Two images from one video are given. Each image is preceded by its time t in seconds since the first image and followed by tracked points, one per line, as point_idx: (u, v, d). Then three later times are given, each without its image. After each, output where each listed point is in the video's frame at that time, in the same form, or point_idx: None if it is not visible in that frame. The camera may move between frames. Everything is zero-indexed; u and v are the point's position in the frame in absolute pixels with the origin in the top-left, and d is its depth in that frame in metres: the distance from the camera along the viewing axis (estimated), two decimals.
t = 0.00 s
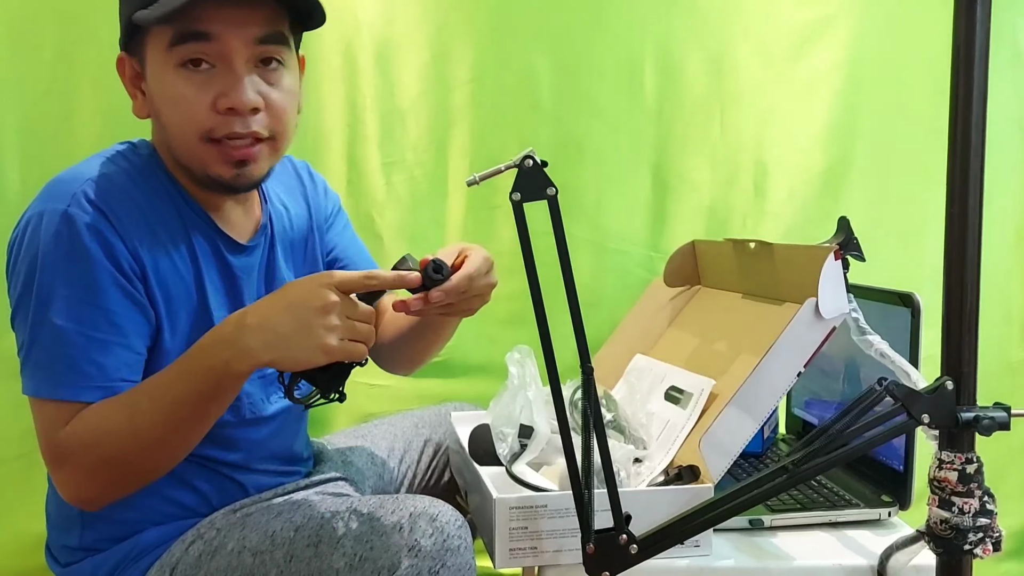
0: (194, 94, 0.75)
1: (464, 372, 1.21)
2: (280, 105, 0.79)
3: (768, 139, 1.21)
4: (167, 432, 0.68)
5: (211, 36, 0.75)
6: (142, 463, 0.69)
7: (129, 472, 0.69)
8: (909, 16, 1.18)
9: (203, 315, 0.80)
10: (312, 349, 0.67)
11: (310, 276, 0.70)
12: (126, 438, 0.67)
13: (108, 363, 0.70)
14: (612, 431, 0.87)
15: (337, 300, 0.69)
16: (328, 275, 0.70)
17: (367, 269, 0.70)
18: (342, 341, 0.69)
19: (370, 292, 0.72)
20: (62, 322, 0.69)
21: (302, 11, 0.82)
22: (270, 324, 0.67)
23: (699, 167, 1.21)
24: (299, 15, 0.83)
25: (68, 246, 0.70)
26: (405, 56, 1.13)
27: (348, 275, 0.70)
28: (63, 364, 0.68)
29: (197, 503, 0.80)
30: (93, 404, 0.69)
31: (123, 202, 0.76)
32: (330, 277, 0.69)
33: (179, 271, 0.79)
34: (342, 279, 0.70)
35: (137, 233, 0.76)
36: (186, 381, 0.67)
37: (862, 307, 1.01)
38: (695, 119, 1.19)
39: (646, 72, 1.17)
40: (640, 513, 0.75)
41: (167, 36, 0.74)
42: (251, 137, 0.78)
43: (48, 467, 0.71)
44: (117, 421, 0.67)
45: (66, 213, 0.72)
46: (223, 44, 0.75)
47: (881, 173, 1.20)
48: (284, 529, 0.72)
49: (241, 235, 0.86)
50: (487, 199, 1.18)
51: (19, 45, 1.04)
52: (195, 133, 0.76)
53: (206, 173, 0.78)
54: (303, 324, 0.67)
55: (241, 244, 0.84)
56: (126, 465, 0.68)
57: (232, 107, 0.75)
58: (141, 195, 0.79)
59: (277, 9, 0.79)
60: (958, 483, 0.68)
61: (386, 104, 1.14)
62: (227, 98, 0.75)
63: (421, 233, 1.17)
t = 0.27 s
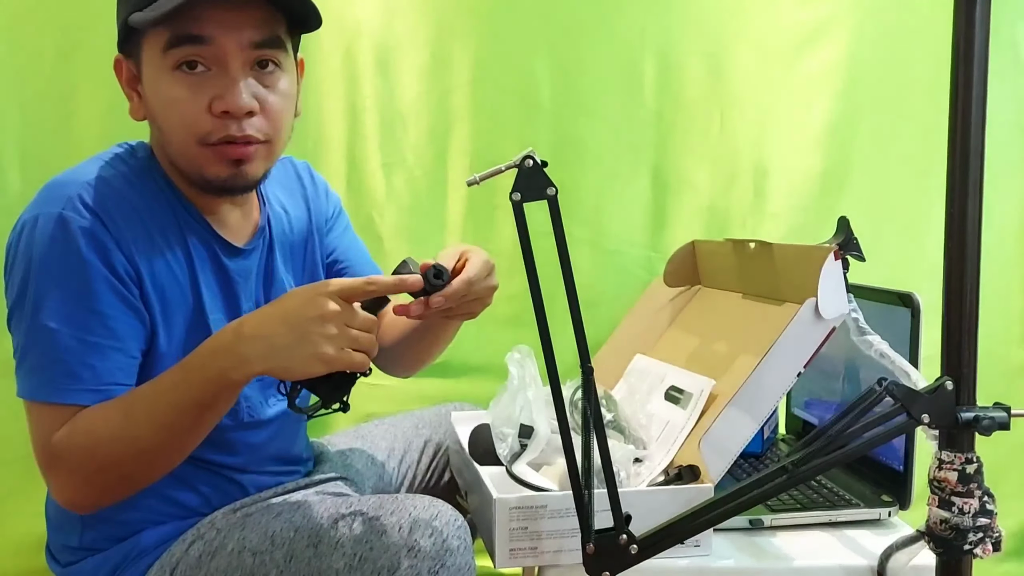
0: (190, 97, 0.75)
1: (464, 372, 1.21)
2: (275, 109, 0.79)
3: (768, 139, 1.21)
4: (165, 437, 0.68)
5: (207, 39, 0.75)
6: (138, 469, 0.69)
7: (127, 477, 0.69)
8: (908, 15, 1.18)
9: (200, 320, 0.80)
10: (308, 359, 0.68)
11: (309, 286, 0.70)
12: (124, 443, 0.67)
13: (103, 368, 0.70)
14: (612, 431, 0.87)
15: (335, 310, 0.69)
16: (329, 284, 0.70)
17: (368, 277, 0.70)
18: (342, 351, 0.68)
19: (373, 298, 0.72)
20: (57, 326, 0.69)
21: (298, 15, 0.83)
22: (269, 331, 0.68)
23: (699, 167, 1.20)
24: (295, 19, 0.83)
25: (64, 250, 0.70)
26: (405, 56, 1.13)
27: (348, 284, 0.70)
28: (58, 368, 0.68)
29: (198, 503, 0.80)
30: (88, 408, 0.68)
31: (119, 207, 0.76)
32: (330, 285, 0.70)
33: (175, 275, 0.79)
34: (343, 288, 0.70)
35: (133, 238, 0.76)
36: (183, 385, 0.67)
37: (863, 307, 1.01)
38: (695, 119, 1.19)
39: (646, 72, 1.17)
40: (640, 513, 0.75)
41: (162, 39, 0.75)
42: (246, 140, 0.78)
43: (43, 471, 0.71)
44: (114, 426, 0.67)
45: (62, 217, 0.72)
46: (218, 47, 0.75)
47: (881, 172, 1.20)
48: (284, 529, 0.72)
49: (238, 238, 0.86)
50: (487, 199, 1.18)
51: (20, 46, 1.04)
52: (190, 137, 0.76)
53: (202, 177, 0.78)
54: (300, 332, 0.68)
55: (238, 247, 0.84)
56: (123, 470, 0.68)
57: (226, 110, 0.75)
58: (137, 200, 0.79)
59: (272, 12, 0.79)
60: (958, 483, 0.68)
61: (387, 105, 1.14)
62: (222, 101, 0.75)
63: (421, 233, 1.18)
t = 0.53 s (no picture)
0: (196, 106, 0.74)
1: (465, 372, 1.21)
2: (280, 114, 0.80)
3: (769, 139, 1.21)
4: (170, 445, 0.68)
5: (213, 47, 0.75)
6: (143, 476, 0.69)
7: (132, 484, 0.69)
8: (909, 15, 1.18)
9: (201, 323, 0.80)
10: (319, 367, 0.68)
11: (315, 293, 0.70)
12: (129, 450, 0.67)
13: (106, 374, 0.70)
14: (613, 431, 0.87)
15: (344, 317, 0.68)
16: (335, 290, 0.69)
17: (374, 282, 0.69)
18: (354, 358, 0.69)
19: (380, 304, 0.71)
20: (58, 332, 0.69)
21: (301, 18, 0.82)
22: (275, 339, 0.67)
23: (699, 167, 1.21)
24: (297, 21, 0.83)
25: (65, 257, 0.70)
26: (405, 56, 1.13)
27: (355, 291, 0.69)
28: (60, 374, 0.68)
29: (199, 503, 0.80)
30: (93, 414, 0.69)
31: (120, 212, 0.76)
32: (336, 292, 0.69)
33: (176, 281, 0.79)
34: (350, 296, 0.69)
35: (134, 244, 0.76)
36: (187, 393, 0.68)
37: (863, 307, 1.01)
38: (695, 119, 1.19)
39: (647, 72, 1.17)
40: (640, 513, 0.75)
41: (167, 47, 0.74)
42: (252, 147, 0.78)
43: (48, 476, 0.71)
44: (119, 434, 0.67)
45: (61, 223, 0.72)
46: (224, 55, 0.75)
47: (882, 172, 1.20)
48: (285, 530, 0.72)
49: (237, 239, 0.86)
50: (488, 199, 1.18)
51: (20, 46, 1.04)
52: (197, 145, 0.76)
53: (205, 183, 0.79)
54: (313, 341, 0.68)
55: (237, 249, 0.84)
56: (129, 477, 0.68)
57: (234, 118, 0.75)
58: (138, 204, 0.78)
59: (276, 16, 0.79)
60: (958, 483, 0.68)
61: (387, 105, 1.14)
62: (229, 110, 0.75)
63: (422, 233, 1.18)
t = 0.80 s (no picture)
0: (221, 113, 0.74)
1: (465, 371, 1.21)
2: (296, 115, 0.80)
3: (770, 138, 1.21)
4: (173, 447, 0.68)
5: (235, 53, 0.74)
6: (144, 479, 0.69)
7: (133, 486, 0.69)
8: (910, 14, 1.18)
9: (202, 325, 0.80)
10: (324, 371, 0.68)
11: (319, 297, 0.70)
12: (131, 452, 0.67)
13: (107, 376, 0.70)
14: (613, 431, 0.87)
15: (350, 322, 0.69)
16: (341, 294, 0.70)
17: (380, 287, 0.69)
18: (358, 363, 0.69)
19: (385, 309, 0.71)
20: (60, 334, 0.69)
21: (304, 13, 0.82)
22: (279, 342, 0.67)
23: (700, 166, 1.20)
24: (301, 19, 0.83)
25: (67, 259, 0.70)
26: (405, 55, 1.13)
27: (359, 295, 0.69)
28: (62, 376, 0.68)
29: (199, 503, 0.80)
30: (94, 416, 0.69)
31: (121, 215, 0.76)
32: (340, 296, 0.69)
33: (176, 282, 0.79)
34: (354, 300, 0.69)
35: (136, 246, 0.76)
36: (189, 395, 0.68)
37: (864, 306, 1.01)
38: (696, 118, 1.19)
39: (648, 71, 1.17)
40: (641, 512, 0.75)
41: (190, 56, 0.73)
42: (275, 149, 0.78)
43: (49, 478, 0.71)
44: (119, 436, 0.67)
45: (61, 224, 0.71)
46: (248, 62, 0.75)
47: (882, 171, 1.20)
48: (285, 529, 0.72)
49: (237, 239, 0.86)
50: (488, 198, 1.18)
51: (20, 45, 1.04)
52: (223, 151, 0.76)
53: (230, 186, 0.79)
54: (318, 344, 0.68)
55: (237, 250, 0.84)
56: (131, 479, 0.68)
57: (261, 123, 0.75)
58: (139, 206, 0.78)
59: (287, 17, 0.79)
60: (960, 482, 0.68)
61: (388, 103, 1.14)
62: (255, 115, 0.75)
63: (422, 232, 1.18)
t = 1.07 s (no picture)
0: (193, 102, 0.74)
1: (465, 369, 1.21)
2: (279, 113, 0.79)
3: (770, 136, 1.20)
4: (174, 447, 0.68)
5: (211, 42, 0.75)
6: (148, 478, 0.69)
7: (136, 486, 0.68)
8: (911, 13, 1.18)
9: (202, 324, 0.80)
10: (325, 369, 0.68)
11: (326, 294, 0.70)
12: (132, 453, 0.67)
13: (108, 375, 0.70)
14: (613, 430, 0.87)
15: (352, 320, 0.69)
16: (343, 294, 0.70)
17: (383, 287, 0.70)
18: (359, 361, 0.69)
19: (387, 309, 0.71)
20: (60, 333, 0.69)
21: (302, 16, 0.82)
22: (280, 339, 0.67)
23: (700, 165, 1.20)
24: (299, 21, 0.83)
25: (68, 258, 0.70)
26: (406, 53, 1.13)
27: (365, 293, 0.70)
28: (62, 375, 0.68)
29: (198, 501, 0.80)
30: (95, 415, 0.69)
31: (121, 213, 0.76)
32: (345, 294, 0.70)
33: (176, 281, 0.79)
34: (360, 300, 0.70)
35: (135, 244, 0.76)
36: (192, 394, 0.67)
37: (865, 305, 1.00)
38: (696, 117, 1.19)
39: (648, 69, 1.17)
40: (641, 512, 0.75)
41: (164, 42, 0.74)
42: (250, 145, 0.78)
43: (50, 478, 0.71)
44: (123, 435, 0.67)
45: (62, 223, 0.71)
46: (223, 51, 0.75)
47: (883, 170, 1.20)
48: (285, 528, 0.72)
49: (236, 239, 0.85)
50: (488, 197, 1.18)
51: (20, 43, 1.04)
52: (193, 141, 0.75)
53: (203, 180, 0.78)
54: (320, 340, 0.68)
55: (236, 249, 0.84)
56: (132, 479, 0.68)
57: (231, 115, 0.75)
58: (139, 205, 0.78)
59: (276, 15, 0.79)
60: (960, 482, 0.68)
61: (388, 101, 1.13)
62: (226, 106, 0.75)
63: (423, 231, 1.17)
